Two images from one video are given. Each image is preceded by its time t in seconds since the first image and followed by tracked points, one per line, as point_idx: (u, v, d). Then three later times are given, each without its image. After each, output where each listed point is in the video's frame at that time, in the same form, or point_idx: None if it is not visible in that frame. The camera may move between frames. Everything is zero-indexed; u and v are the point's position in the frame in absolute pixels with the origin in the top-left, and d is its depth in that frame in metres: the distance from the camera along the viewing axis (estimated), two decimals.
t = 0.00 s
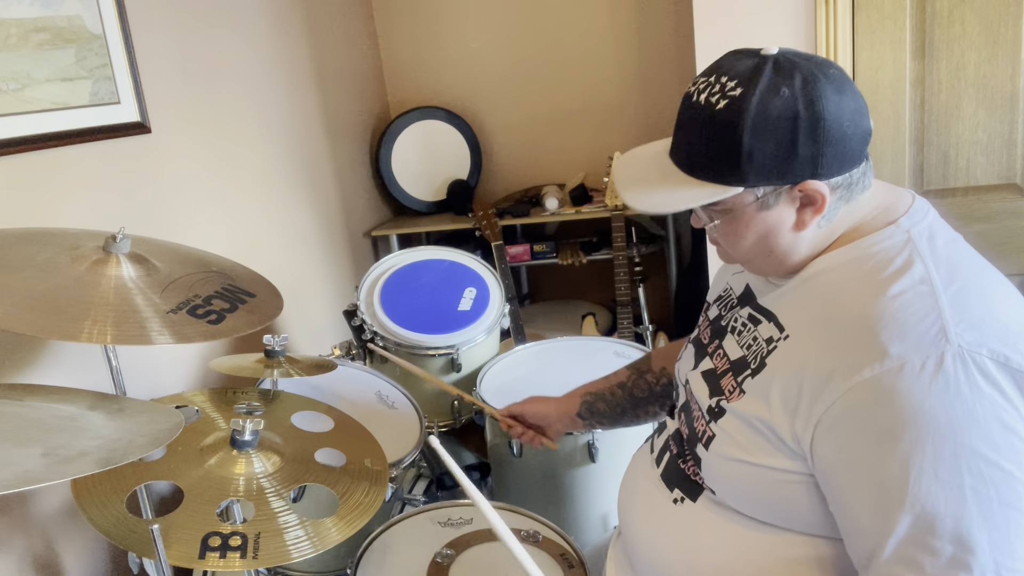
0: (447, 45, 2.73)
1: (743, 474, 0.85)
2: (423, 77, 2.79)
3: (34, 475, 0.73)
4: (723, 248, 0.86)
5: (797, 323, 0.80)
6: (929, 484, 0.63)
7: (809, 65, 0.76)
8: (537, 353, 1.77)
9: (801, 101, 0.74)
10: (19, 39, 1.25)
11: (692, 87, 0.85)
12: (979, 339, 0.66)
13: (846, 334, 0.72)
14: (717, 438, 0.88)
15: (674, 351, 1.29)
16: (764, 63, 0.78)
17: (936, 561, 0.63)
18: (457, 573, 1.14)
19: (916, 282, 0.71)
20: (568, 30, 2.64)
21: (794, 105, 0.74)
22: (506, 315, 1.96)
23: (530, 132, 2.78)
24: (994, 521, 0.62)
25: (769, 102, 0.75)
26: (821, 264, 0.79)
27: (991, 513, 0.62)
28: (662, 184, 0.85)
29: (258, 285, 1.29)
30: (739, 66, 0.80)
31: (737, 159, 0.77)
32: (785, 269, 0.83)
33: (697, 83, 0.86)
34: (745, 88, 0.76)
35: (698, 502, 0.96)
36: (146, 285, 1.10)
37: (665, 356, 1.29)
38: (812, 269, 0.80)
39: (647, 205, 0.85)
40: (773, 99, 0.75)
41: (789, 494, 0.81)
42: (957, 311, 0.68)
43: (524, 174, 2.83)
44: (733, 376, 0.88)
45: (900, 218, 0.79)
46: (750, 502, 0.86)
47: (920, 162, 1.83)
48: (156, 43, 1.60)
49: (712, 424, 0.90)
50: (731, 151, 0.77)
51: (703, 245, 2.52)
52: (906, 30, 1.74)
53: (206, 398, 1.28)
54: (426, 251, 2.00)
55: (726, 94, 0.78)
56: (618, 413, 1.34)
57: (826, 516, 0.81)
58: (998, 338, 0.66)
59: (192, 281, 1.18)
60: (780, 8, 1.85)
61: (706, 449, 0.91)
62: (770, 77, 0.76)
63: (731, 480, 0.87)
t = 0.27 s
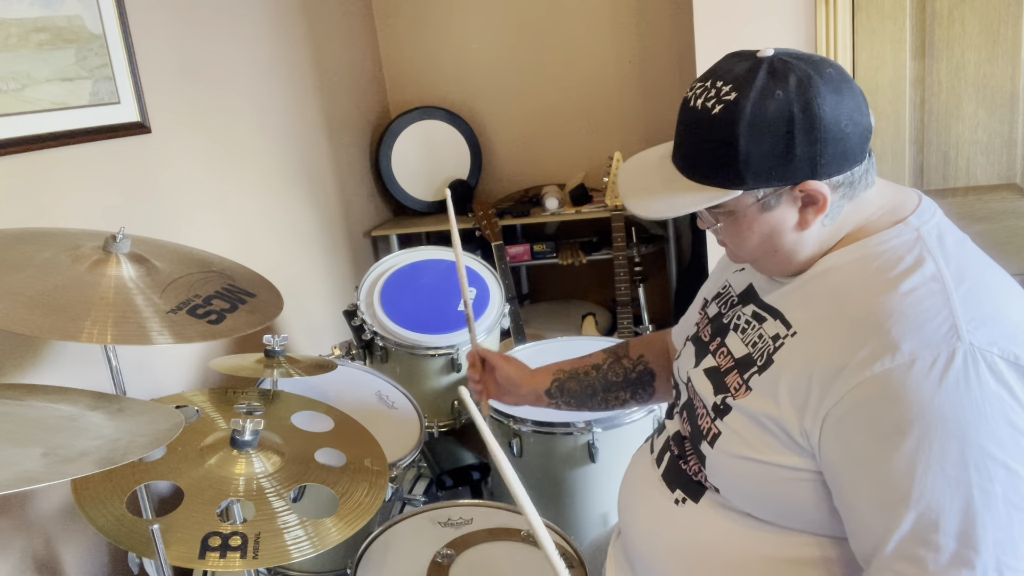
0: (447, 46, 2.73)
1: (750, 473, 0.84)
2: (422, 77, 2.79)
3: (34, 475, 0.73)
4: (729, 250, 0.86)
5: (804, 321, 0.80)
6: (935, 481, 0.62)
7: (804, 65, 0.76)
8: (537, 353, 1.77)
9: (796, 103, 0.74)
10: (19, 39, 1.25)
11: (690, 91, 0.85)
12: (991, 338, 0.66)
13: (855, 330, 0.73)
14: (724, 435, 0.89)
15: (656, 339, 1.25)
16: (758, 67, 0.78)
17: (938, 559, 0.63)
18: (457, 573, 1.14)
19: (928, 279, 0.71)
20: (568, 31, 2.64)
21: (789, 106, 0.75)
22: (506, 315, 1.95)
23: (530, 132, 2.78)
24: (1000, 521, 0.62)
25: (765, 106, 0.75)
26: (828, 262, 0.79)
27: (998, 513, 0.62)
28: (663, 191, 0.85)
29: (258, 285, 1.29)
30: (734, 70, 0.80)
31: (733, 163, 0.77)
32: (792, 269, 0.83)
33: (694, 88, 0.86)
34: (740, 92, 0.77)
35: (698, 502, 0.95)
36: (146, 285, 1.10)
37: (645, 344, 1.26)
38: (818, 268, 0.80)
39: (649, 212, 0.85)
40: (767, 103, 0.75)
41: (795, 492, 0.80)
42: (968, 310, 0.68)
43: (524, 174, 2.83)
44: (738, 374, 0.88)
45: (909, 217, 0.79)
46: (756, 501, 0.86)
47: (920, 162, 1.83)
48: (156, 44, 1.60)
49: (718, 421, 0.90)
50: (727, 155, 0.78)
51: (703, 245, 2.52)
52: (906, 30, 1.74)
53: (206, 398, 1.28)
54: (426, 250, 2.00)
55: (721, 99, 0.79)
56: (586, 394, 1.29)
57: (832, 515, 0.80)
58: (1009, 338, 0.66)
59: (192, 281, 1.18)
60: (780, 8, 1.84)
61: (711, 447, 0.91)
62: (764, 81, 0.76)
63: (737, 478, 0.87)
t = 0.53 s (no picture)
0: (447, 45, 2.73)
1: (750, 473, 0.85)
2: (422, 77, 2.79)
3: (33, 475, 0.73)
4: (729, 257, 0.86)
5: (802, 321, 0.80)
6: (939, 482, 0.62)
7: (794, 71, 0.76)
8: (537, 353, 1.77)
9: (790, 110, 0.74)
10: (19, 39, 1.25)
11: (680, 104, 0.84)
12: (989, 337, 0.66)
13: (855, 331, 0.73)
14: (723, 436, 0.89)
15: (665, 351, 1.29)
16: (748, 75, 0.77)
17: (944, 560, 0.63)
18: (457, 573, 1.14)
19: (925, 279, 0.71)
20: (568, 30, 2.64)
21: (783, 113, 0.74)
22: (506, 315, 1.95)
23: (530, 132, 2.78)
24: (1004, 519, 0.62)
25: (758, 115, 0.75)
26: (826, 264, 0.79)
27: (1003, 511, 0.62)
28: (660, 205, 0.84)
29: (258, 285, 1.29)
30: (723, 79, 0.79)
31: (731, 174, 0.76)
32: (792, 270, 0.83)
33: (683, 99, 0.85)
34: (732, 102, 0.76)
35: (698, 502, 0.96)
36: (146, 285, 1.10)
37: (655, 356, 1.29)
38: (816, 270, 0.80)
39: (646, 227, 0.84)
40: (761, 111, 0.74)
41: (795, 492, 0.81)
42: (967, 309, 0.68)
43: (524, 174, 2.83)
44: (737, 375, 0.88)
45: (906, 217, 0.79)
46: (757, 502, 0.86)
47: (920, 162, 1.83)
48: (156, 44, 1.60)
49: (717, 423, 0.90)
50: (724, 165, 0.77)
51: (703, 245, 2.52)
52: (906, 30, 1.74)
53: (206, 398, 1.28)
54: (426, 250, 2.00)
55: (714, 110, 0.78)
56: (601, 409, 1.34)
57: (833, 515, 0.80)
58: (1008, 336, 0.66)
59: (192, 281, 1.18)
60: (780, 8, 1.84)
61: (711, 448, 0.91)
62: (755, 90, 0.76)
63: (737, 479, 0.87)
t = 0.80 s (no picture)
0: (447, 45, 2.73)
1: (747, 472, 0.85)
2: (422, 76, 2.79)
3: (34, 475, 0.73)
4: (731, 267, 0.86)
5: (800, 321, 0.80)
6: (925, 480, 0.63)
7: (779, 83, 0.76)
8: (537, 353, 1.77)
9: (777, 123, 0.74)
10: (19, 39, 1.25)
11: (668, 122, 0.85)
12: (983, 338, 0.66)
13: (849, 330, 0.73)
14: (720, 435, 0.89)
15: (672, 346, 1.26)
16: (733, 90, 0.77)
17: (928, 558, 0.63)
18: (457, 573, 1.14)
19: (921, 280, 0.71)
20: (568, 30, 2.64)
21: (770, 126, 0.74)
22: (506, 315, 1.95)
23: (530, 132, 2.78)
24: (990, 520, 0.62)
25: (746, 129, 0.75)
26: (824, 264, 0.79)
27: (988, 512, 0.62)
28: (657, 223, 0.84)
29: (258, 285, 1.29)
30: (709, 96, 0.79)
31: (725, 190, 0.76)
32: (794, 275, 0.83)
33: (672, 116, 0.85)
34: (719, 120, 0.76)
35: (697, 502, 0.96)
36: (146, 285, 1.10)
37: (662, 351, 1.26)
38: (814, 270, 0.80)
39: (644, 246, 0.84)
40: (748, 126, 0.75)
41: (791, 492, 0.81)
42: (961, 310, 0.68)
43: (524, 174, 2.83)
44: (736, 374, 0.88)
45: (904, 217, 0.79)
46: (753, 501, 0.86)
47: (920, 162, 1.83)
48: (156, 44, 1.60)
49: (715, 422, 0.90)
50: (717, 181, 0.77)
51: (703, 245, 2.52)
52: (906, 30, 1.74)
53: (206, 398, 1.28)
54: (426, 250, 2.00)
55: (702, 128, 0.78)
56: (611, 406, 1.30)
57: (828, 515, 0.80)
58: (1002, 338, 0.66)
59: (192, 281, 1.18)
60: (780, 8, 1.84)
61: (710, 446, 0.91)
62: (741, 105, 0.76)
63: (734, 477, 0.87)
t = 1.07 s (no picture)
0: (447, 45, 2.73)
1: (746, 472, 0.85)
2: (422, 76, 2.79)
3: (34, 475, 0.73)
4: (730, 268, 0.86)
5: (798, 321, 0.80)
6: (927, 480, 0.63)
7: (773, 85, 0.76)
8: (537, 353, 1.77)
9: (772, 125, 0.74)
10: (19, 39, 1.25)
11: (664, 127, 0.84)
12: (981, 337, 0.66)
13: (847, 332, 0.73)
14: (719, 434, 0.89)
15: (676, 354, 1.28)
16: (728, 94, 0.77)
17: (933, 557, 0.63)
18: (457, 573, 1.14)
19: (918, 280, 0.72)
20: (568, 31, 2.64)
21: (766, 128, 0.74)
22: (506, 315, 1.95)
23: (530, 133, 2.78)
24: (993, 519, 0.62)
25: (742, 133, 0.75)
26: (824, 263, 0.79)
27: (991, 511, 0.62)
28: (654, 227, 0.84)
29: (258, 285, 1.29)
30: (703, 100, 0.79)
31: (722, 194, 0.76)
32: (793, 275, 0.82)
33: (667, 121, 0.85)
34: (715, 124, 0.76)
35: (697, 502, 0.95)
36: (146, 285, 1.10)
37: (666, 360, 1.28)
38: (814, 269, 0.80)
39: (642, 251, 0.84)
40: (744, 130, 0.75)
41: (790, 490, 0.81)
42: (959, 308, 0.68)
43: (523, 174, 2.83)
44: (735, 374, 0.88)
45: (902, 217, 0.79)
46: (752, 500, 0.86)
47: (920, 162, 1.83)
48: (156, 44, 1.60)
49: (714, 421, 0.90)
50: (714, 186, 0.77)
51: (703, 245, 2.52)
52: (906, 30, 1.74)
53: (206, 398, 1.28)
54: (426, 250, 2.00)
55: (698, 132, 0.78)
56: (618, 417, 1.33)
57: (827, 512, 0.81)
58: (1000, 336, 0.66)
59: (192, 281, 1.18)
60: (779, 8, 1.84)
61: (709, 446, 0.91)
62: (736, 108, 0.76)
63: (733, 477, 0.87)
